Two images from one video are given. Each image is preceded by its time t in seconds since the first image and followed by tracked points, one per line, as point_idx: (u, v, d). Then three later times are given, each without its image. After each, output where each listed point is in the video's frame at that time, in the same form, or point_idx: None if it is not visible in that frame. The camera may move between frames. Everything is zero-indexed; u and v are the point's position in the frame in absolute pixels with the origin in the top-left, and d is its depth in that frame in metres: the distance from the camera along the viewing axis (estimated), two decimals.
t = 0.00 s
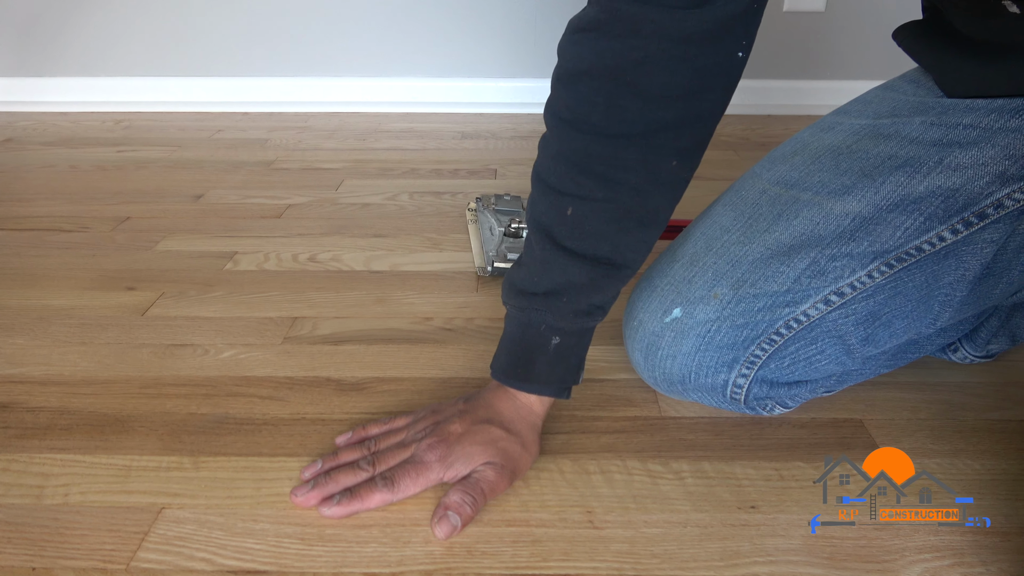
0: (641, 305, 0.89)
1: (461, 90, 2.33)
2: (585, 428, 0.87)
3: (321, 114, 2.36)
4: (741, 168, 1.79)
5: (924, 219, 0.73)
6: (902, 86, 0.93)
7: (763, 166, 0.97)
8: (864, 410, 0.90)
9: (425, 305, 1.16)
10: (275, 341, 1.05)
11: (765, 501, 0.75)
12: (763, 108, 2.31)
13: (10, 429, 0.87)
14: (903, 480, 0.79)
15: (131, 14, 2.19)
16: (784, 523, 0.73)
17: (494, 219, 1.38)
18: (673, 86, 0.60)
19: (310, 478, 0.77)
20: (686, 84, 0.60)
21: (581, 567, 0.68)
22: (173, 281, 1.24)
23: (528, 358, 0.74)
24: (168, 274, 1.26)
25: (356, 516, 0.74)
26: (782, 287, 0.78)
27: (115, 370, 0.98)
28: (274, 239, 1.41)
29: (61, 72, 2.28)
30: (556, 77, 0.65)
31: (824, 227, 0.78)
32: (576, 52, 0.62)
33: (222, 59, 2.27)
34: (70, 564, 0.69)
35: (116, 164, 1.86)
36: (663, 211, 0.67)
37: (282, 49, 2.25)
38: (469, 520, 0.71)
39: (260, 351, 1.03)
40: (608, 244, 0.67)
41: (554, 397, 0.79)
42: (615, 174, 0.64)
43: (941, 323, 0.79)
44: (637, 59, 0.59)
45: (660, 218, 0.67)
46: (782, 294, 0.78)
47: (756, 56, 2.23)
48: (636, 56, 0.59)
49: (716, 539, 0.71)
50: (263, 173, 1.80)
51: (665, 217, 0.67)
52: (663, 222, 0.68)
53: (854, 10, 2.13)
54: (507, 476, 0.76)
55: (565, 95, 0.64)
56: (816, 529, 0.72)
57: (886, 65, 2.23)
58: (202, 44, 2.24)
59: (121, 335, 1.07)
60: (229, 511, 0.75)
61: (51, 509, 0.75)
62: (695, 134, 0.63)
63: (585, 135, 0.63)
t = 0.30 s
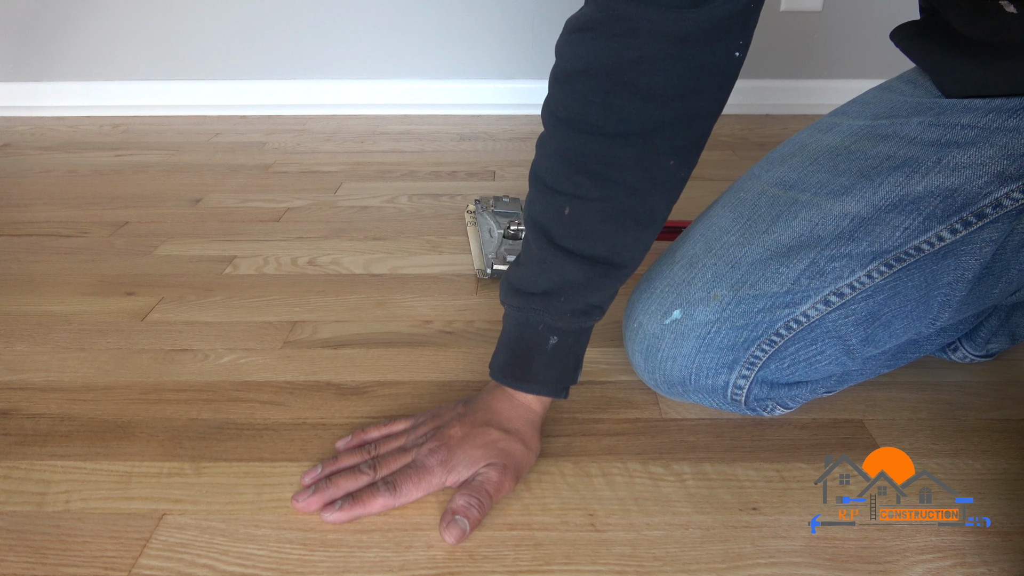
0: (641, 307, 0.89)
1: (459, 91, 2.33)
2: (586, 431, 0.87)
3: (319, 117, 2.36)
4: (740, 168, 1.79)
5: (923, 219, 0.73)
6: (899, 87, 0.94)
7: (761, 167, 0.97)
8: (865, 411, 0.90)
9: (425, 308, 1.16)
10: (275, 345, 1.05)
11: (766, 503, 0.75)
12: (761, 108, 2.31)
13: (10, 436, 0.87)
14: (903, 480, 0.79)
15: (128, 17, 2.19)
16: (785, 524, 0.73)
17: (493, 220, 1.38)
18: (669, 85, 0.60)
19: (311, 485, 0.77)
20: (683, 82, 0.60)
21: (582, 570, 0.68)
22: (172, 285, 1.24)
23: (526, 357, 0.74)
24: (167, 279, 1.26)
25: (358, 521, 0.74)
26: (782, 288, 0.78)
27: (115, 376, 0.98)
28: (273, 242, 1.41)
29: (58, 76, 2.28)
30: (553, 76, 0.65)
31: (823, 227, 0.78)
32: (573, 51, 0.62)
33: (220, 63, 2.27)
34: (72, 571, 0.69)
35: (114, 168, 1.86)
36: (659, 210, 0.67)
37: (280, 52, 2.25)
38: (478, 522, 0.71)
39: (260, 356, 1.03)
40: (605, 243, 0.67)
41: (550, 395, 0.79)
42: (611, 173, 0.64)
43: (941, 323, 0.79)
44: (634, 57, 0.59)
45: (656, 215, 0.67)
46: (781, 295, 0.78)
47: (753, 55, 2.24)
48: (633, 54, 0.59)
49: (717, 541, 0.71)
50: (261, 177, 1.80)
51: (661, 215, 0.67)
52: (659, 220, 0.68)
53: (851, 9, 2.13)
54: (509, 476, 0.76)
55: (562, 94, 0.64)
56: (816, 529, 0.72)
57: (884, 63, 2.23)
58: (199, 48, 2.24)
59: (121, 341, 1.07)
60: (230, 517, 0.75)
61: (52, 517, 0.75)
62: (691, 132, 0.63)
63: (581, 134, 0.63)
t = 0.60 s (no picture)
0: (637, 306, 0.89)
1: (456, 92, 2.33)
2: (583, 429, 0.87)
3: (316, 118, 2.36)
4: (736, 167, 1.80)
5: (917, 216, 0.73)
6: (892, 84, 0.94)
7: (756, 166, 0.97)
8: (861, 408, 0.90)
9: (423, 308, 1.17)
10: (272, 346, 1.06)
11: (763, 500, 0.76)
12: (758, 106, 2.32)
13: (9, 438, 0.87)
14: (903, 480, 0.79)
15: (124, 19, 2.19)
16: (782, 521, 0.73)
17: (490, 220, 1.38)
18: (664, 86, 0.60)
19: (310, 484, 0.77)
20: (678, 83, 0.61)
21: (580, 568, 0.68)
22: (170, 287, 1.24)
23: (520, 351, 0.75)
24: (165, 281, 1.26)
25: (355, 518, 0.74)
26: (778, 287, 0.78)
27: (114, 378, 0.98)
28: (271, 243, 1.42)
29: (56, 79, 2.28)
30: (551, 76, 0.66)
31: (818, 226, 0.79)
32: (571, 52, 0.63)
33: (217, 64, 2.27)
34: (71, 572, 0.69)
35: (112, 170, 1.86)
36: (654, 207, 0.66)
37: (277, 54, 2.25)
38: (474, 517, 0.72)
39: (258, 357, 1.03)
40: (601, 240, 0.66)
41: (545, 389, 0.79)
42: (606, 170, 0.64)
43: (936, 320, 0.79)
44: (630, 60, 0.60)
45: (651, 214, 0.67)
46: (777, 294, 0.78)
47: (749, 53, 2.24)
48: (628, 57, 0.60)
49: (714, 538, 0.71)
50: (259, 178, 1.80)
51: (656, 213, 0.67)
52: (655, 219, 0.67)
53: (847, 7, 2.14)
54: (502, 471, 0.76)
55: (559, 93, 0.64)
56: (816, 529, 0.72)
57: (880, 61, 2.24)
58: (196, 50, 2.24)
59: (119, 342, 1.07)
60: (229, 517, 0.75)
61: (51, 518, 0.75)
62: (686, 132, 0.64)
63: (577, 132, 0.63)
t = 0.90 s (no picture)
0: (640, 310, 0.89)
1: (457, 95, 2.33)
2: (586, 433, 0.87)
3: (317, 122, 2.37)
4: (737, 168, 1.80)
5: (919, 219, 0.73)
6: (892, 86, 0.94)
7: (757, 169, 0.97)
8: (864, 410, 0.90)
9: (425, 313, 1.17)
10: (275, 352, 1.06)
11: (766, 503, 0.76)
12: (759, 107, 2.32)
13: (14, 446, 0.87)
14: (903, 480, 0.79)
15: (126, 25, 2.20)
16: (786, 525, 0.73)
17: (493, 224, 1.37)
18: (652, 77, 0.61)
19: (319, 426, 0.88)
20: (665, 74, 0.62)
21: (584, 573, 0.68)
22: (174, 293, 1.24)
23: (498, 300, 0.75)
24: (168, 287, 1.27)
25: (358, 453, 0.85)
26: (781, 289, 0.78)
27: (118, 385, 0.99)
28: (273, 249, 1.42)
29: (58, 86, 2.29)
30: (553, 55, 0.67)
31: (821, 228, 0.79)
32: (569, 39, 0.64)
33: (218, 70, 2.28)
34: None
35: (114, 176, 1.87)
36: (634, 188, 0.67)
37: (278, 59, 2.26)
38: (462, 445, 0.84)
39: (261, 362, 1.03)
40: (579, 211, 0.67)
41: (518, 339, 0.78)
42: (589, 146, 0.64)
43: (939, 322, 0.79)
44: (619, 52, 0.61)
45: (631, 194, 0.67)
46: (780, 297, 0.78)
47: (749, 54, 2.24)
48: (618, 49, 0.61)
49: (718, 542, 0.71)
50: (261, 183, 1.80)
51: (635, 193, 0.68)
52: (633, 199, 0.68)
53: (847, 7, 2.14)
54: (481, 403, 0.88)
55: (556, 72, 0.66)
56: (816, 529, 0.73)
57: (880, 62, 2.24)
58: (198, 55, 2.25)
59: (123, 349, 1.07)
60: (234, 524, 0.75)
61: (56, 526, 0.76)
62: (671, 121, 0.64)
63: (567, 109, 0.64)
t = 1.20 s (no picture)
0: (642, 311, 0.89)
1: (459, 97, 2.34)
2: (590, 434, 0.87)
3: (320, 125, 2.37)
4: (739, 168, 1.80)
5: (920, 218, 0.74)
6: (893, 85, 0.94)
7: (758, 169, 0.97)
8: (868, 409, 0.90)
9: (429, 315, 1.17)
10: (280, 355, 1.06)
11: (770, 503, 0.76)
12: (761, 107, 2.32)
13: (21, 451, 0.88)
14: (903, 480, 0.79)
15: (129, 30, 2.21)
16: (790, 524, 0.73)
17: (494, 226, 1.39)
18: (690, 77, 0.67)
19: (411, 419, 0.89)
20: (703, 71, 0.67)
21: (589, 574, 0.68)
22: (178, 297, 1.25)
23: (541, 296, 0.71)
24: (172, 291, 1.27)
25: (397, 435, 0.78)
26: (782, 289, 0.79)
27: (124, 389, 0.99)
28: (277, 252, 1.42)
29: (62, 91, 2.30)
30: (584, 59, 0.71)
31: (822, 228, 0.79)
32: (602, 47, 0.68)
33: (221, 75, 2.29)
34: None
35: (118, 181, 1.87)
36: (680, 181, 0.69)
37: (281, 63, 2.27)
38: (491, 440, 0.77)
39: (266, 366, 1.04)
40: (629, 200, 0.68)
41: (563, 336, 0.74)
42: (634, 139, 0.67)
43: (941, 321, 0.79)
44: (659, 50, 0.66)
45: (677, 187, 0.69)
46: (782, 296, 0.79)
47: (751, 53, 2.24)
48: (653, 52, 0.66)
49: (723, 542, 0.71)
50: (264, 187, 1.81)
51: (682, 187, 0.70)
52: (680, 192, 0.70)
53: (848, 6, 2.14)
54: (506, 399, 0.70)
55: (591, 75, 0.69)
56: (816, 529, 0.73)
57: (882, 60, 2.24)
58: (201, 59, 2.26)
59: (129, 354, 1.08)
60: (240, 527, 0.76)
61: (64, 530, 0.76)
62: (710, 117, 0.69)
63: (608, 107, 0.68)
